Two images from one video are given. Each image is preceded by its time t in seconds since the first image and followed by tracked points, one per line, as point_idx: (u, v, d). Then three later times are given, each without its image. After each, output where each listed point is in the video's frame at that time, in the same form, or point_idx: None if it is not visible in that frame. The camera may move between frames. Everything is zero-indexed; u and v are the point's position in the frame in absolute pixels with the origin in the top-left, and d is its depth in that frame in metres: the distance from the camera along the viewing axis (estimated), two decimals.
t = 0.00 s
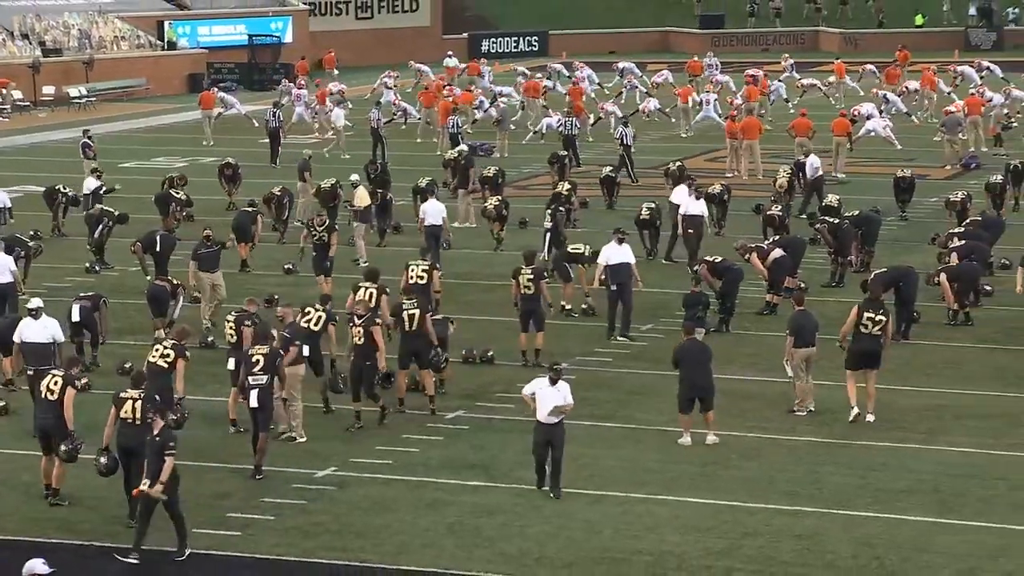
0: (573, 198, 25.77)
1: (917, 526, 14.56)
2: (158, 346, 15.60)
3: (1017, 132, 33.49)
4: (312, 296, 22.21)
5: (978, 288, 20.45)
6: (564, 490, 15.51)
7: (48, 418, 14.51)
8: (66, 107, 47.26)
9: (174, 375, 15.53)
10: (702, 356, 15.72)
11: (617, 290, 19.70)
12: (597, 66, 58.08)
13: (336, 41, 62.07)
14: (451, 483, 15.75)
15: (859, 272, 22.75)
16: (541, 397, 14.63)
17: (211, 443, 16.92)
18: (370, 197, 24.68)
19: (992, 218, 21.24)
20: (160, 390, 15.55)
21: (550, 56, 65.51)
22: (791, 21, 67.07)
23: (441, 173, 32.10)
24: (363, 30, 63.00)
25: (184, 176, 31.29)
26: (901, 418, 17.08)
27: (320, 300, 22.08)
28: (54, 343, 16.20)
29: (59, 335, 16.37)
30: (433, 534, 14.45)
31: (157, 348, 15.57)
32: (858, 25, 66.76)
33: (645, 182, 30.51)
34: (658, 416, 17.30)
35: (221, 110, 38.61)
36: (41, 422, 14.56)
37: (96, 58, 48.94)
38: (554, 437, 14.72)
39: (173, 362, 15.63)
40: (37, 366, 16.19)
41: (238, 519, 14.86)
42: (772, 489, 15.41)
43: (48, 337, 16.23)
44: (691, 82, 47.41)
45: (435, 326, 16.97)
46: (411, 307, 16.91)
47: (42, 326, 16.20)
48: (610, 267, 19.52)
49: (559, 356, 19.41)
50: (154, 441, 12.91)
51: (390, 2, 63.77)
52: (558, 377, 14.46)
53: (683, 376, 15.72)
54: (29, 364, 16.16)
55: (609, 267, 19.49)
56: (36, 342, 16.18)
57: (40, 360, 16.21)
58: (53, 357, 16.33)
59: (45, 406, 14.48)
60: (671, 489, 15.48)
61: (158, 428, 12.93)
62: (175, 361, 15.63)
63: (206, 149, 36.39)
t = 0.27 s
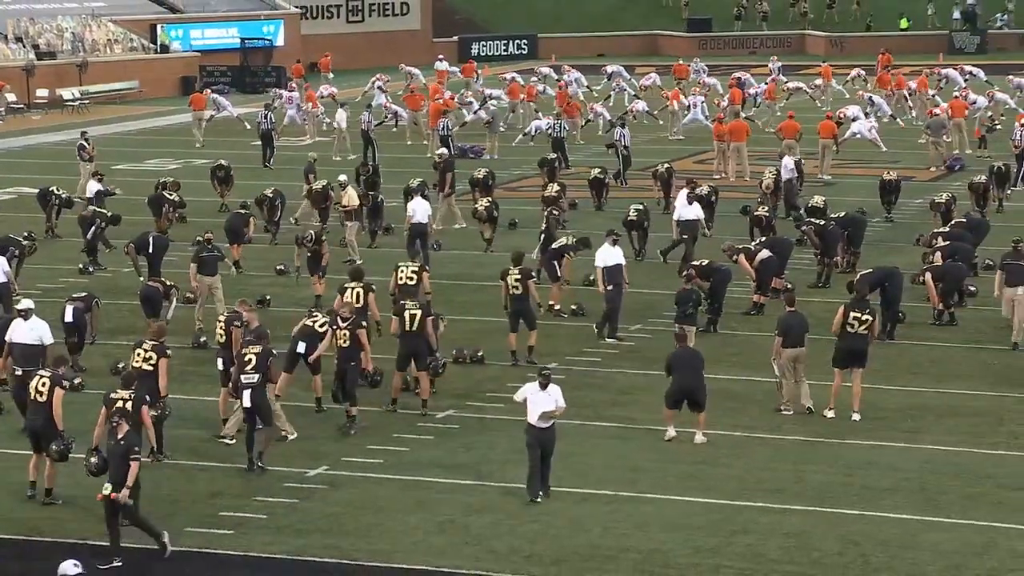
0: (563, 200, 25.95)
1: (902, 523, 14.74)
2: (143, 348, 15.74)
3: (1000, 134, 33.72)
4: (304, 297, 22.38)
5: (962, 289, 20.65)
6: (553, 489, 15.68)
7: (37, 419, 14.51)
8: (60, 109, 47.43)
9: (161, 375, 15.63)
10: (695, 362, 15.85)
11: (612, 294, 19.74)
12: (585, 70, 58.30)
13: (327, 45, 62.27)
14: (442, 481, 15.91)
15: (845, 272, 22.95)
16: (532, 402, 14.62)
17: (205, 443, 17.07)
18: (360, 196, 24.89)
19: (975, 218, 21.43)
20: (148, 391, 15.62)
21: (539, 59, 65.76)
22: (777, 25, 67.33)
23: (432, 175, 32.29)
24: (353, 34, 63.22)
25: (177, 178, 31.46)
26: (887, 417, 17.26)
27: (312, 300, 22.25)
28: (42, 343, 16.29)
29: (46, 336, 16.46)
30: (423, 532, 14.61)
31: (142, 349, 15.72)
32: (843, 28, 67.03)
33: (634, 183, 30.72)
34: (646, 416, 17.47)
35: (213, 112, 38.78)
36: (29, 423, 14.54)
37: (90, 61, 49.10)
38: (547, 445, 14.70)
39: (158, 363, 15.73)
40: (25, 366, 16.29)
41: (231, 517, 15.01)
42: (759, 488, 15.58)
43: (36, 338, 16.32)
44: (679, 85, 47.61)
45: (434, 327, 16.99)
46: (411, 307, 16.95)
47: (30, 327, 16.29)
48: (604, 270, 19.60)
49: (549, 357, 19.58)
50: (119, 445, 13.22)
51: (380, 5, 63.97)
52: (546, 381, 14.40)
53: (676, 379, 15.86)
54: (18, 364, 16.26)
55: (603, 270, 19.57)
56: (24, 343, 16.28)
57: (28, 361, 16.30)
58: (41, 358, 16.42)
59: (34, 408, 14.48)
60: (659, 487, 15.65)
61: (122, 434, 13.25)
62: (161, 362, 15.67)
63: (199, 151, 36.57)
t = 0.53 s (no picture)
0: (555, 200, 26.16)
1: (890, 521, 14.93)
2: (129, 349, 15.80)
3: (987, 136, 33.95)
4: (298, 297, 22.57)
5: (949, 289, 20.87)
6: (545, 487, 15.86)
7: (23, 422, 14.70)
8: (58, 111, 47.61)
9: (149, 374, 15.68)
10: (685, 375, 16.20)
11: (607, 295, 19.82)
12: (577, 72, 58.53)
13: (321, 47, 62.50)
14: (436, 479, 16.10)
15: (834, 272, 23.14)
16: (524, 406, 14.77)
17: (201, 442, 17.25)
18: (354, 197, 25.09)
19: (961, 218, 21.65)
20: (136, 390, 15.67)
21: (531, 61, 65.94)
22: (767, 28, 67.60)
23: (426, 177, 32.49)
24: (347, 37, 63.45)
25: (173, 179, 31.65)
26: (875, 415, 17.46)
27: (307, 300, 22.45)
28: (31, 345, 16.41)
29: (36, 338, 16.58)
30: (417, 529, 14.79)
31: (129, 350, 15.78)
32: (831, 31, 67.26)
33: (625, 185, 30.94)
34: (637, 414, 17.67)
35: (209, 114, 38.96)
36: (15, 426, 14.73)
37: (87, 63, 49.29)
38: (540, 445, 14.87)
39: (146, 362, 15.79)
40: (15, 367, 16.40)
41: (227, 515, 15.18)
42: (749, 485, 15.78)
43: (25, 340, 16.44)
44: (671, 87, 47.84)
45: (434, 328, 17.15)
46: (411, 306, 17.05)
47: (19, 329, 16.41)
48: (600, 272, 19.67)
49: (541, 356, 19.77)
50: (89, 446, 13.47)
51: (374, 8, 64.19)
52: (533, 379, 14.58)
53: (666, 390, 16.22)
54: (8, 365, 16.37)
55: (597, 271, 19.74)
56: (14, 345, 16.40)
57: (17, 362, 16.41)
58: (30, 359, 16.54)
59: (20, 411, 14.68)
60: (650, 485, 15.85)
61: (91, 435, 13.51)
62: (148, 360, 15.75)
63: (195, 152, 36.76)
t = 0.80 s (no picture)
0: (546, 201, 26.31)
1: (878, 518, 15.08)
2: (121, 349, 15.86)
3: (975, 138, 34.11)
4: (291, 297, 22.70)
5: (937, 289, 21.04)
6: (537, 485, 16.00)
7: (9, 420, 14.60)
8: (52, 113, 47.72)
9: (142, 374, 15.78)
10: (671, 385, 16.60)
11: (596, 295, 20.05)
12: (568, 73, 58.73)
13: (313, 49, 62.65)
14: (428, 478, 16.23)
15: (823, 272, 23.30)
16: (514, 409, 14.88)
17: (195, 441, 17.38)
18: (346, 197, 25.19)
19: (948, 218, 21.81)
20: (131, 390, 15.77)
21: (523, 63, 66.12)
22: (756, 30, 67.82)
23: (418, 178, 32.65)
24: (340, 39, 63.62)
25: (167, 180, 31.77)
26: (864, 413, 17.62)
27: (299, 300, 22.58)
28: (16, 347, 16.48)
29: (20, 341, 16.65)
30: (410, 528, 14.92)
31: (120, 351, 15.84)
32: (820, 32, 67.43)
33: (616, 186, 31.10)
34: (628, 413, 17.81)
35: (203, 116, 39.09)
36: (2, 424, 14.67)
37: (81, 66, 49.40)
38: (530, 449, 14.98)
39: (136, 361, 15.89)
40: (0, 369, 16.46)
41: (221, 514, 15.30)
42: (739, 484, 15.92)
43: (10, 343, 16.50)
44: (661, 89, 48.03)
45: (427, 329, 17.36)
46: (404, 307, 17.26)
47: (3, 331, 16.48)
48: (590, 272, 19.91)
49: (533, 356, 19.90)
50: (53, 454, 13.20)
51: (367, 11, 64.34)
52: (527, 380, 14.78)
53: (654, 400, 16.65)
54: None
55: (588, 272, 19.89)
56: None
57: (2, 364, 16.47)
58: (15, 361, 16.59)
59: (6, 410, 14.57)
60: (641, 483, 15.98)
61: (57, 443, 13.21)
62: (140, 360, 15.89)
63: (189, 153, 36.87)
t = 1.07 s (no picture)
0: (540, 201, 26.47)
1: (870, 516, 15.22)
2: (119, 350, 16.01)
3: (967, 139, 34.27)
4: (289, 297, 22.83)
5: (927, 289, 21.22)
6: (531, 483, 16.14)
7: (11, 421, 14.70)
8: (51, 115, 47.85)
9: (141, 375, 15.94)
10: (665, 387, 16.72)
11: (589, 296, 20.23)
12: (562, 76, 58.87)
13: (309, 52, 62.82)
14: (424, 476, 16.37)
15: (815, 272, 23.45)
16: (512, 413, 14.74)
17: (192, 440, 17.51)
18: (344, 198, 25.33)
19: (938, 218, 21.98)
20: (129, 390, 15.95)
21: (518, 65, 66.27)
22: (749, 33, 67.99)
23: (414, 179, 32.79)
24: (336, 42, 63.79)
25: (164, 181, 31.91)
26: (856, 412, 17.77)
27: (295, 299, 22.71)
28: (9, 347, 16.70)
29: (12, 342, 16.86)
30: (407, 526, 15.05)
31: (118, 351, 16.00)
32: (812, 36, 67.59)
33: (610, 187, 31.23)
34: (622, 412, 17.96)
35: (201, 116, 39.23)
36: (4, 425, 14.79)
37: (80, 68, 49.56)
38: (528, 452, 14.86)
39: (136, 362, 16.06)
40: None
41: (218, 512, 15.44)
42: (732, 482, 16.07)
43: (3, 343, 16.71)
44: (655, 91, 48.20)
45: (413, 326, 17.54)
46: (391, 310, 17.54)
47: None
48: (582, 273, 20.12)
49: (527, 355, 20.06)
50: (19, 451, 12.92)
51: (363, 13, 64.46)
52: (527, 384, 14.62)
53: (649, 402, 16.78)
54: None
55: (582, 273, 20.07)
56: None
57: None
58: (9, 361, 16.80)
59: (7, 409, 14.68)
60: (636, 481, 16.13)
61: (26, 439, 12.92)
62: (139, 360, 16.06)
63: (186, 154, 37.02)
